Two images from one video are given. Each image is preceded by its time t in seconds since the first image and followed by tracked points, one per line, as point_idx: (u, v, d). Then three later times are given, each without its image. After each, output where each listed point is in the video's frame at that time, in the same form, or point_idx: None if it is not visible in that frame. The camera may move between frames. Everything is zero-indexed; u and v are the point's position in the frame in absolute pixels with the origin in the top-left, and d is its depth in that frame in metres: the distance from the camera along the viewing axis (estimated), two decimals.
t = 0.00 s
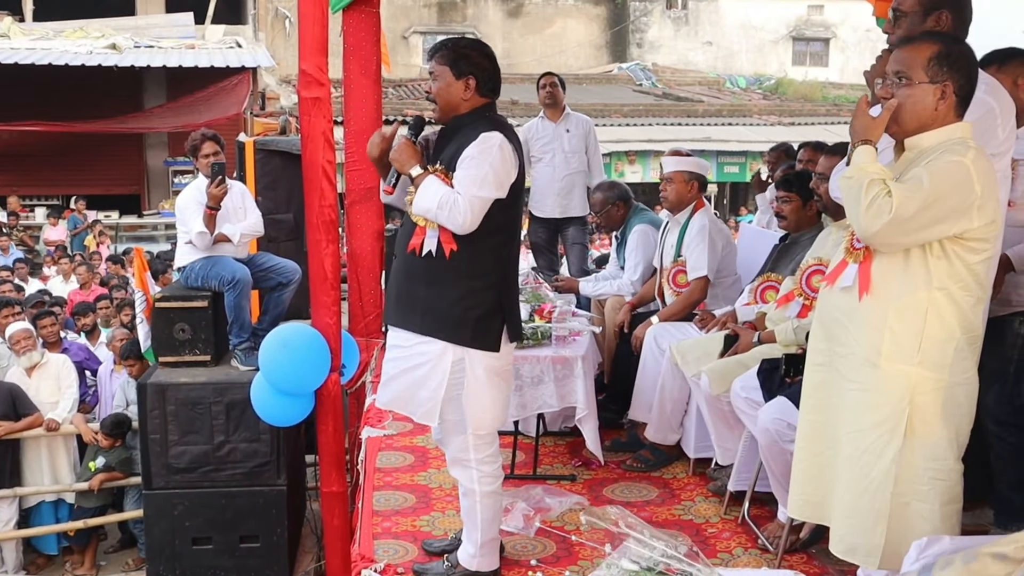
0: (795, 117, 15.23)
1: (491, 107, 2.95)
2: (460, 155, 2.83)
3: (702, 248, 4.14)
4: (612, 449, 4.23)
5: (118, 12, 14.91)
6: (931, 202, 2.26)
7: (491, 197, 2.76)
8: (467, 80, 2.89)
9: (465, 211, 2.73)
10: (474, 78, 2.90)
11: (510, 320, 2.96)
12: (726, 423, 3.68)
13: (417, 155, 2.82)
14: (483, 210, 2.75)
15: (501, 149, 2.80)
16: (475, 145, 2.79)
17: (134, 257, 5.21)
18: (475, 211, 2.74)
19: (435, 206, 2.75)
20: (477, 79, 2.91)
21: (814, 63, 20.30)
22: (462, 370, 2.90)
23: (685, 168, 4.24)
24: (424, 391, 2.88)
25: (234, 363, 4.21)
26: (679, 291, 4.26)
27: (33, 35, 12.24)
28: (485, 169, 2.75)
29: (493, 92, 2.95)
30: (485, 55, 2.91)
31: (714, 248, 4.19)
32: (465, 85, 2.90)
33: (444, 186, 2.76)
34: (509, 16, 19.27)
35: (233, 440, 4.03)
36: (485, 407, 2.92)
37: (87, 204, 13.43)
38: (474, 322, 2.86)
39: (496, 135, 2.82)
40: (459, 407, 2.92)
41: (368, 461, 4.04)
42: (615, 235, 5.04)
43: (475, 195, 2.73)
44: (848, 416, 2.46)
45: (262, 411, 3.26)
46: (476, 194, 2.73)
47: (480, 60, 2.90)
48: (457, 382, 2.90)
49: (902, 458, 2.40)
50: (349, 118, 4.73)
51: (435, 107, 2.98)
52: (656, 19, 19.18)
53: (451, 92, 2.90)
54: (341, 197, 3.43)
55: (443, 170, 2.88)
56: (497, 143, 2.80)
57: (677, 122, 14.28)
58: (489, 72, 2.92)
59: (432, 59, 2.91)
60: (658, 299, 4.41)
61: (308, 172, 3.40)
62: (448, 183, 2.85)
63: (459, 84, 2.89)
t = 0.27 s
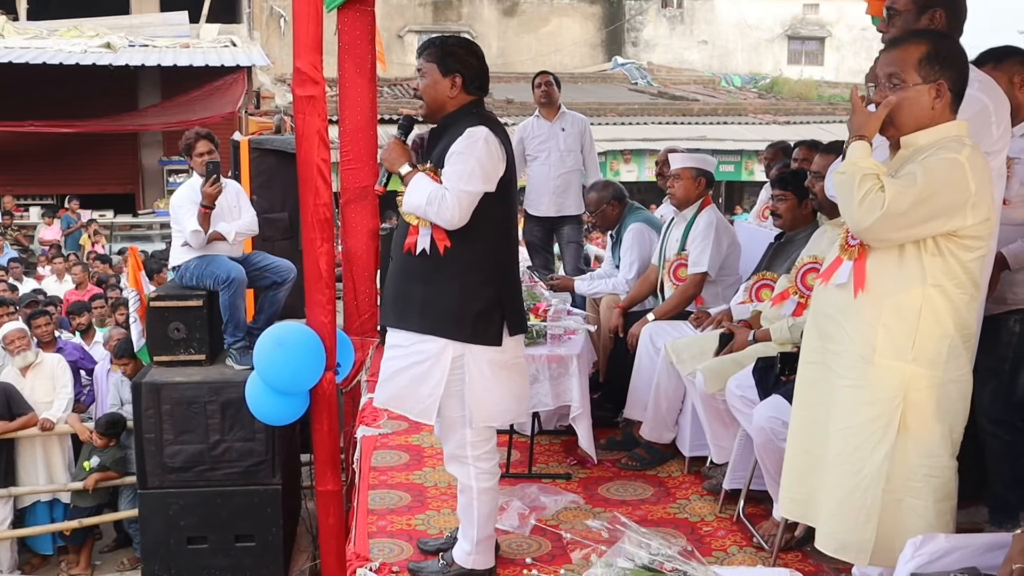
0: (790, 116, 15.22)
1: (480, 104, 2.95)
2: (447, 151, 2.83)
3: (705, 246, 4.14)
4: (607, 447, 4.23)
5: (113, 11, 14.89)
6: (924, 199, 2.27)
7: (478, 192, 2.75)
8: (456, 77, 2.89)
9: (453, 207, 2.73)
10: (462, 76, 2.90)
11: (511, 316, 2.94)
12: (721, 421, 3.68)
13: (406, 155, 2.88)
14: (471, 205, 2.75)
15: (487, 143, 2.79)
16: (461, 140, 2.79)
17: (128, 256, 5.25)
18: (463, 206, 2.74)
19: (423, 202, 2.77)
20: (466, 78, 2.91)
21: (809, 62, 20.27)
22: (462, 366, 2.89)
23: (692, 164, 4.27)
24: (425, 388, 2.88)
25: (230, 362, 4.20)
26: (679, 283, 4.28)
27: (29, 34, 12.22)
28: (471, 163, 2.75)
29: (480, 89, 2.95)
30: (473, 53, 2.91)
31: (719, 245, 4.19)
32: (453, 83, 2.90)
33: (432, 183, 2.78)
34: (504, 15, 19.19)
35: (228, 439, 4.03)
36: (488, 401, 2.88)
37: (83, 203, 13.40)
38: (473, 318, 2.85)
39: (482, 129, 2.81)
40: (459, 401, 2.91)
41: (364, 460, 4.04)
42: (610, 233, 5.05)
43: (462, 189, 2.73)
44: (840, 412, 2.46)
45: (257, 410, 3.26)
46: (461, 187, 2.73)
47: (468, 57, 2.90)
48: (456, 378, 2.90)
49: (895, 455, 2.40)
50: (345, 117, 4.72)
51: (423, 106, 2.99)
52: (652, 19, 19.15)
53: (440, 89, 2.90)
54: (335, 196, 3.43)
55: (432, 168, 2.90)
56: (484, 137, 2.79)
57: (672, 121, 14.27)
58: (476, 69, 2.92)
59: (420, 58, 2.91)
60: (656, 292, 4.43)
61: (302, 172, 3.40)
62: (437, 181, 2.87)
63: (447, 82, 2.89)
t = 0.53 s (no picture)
0: (777, 114, 15.25)
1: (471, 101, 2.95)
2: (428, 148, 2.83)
3: (695, 242, 4.15)
4: (594, 445, 4.23)
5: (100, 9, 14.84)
6: (909, 198, 2.27)
7: (456, 189, 2.75)
8: (448, 73, 2.89)
9: (429, 203, 2.73)
10: (453, 72, 2.90)
11: (492, 313, 2.93)
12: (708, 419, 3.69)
13: (391, 147, 2.88)
14: (448, 202, 2.75)
15: (467, 140, 2.78)
16: (443, 137, 2.78)
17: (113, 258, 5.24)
18: (440, 203, 2.74)
19: (400, 196, 2.78)
20: (458, 74, 2.91)
21: (795, 60, 20.30)
22: (440, 361, 2.89)
23: (685, 162, 4.27)
24: (406, 383, 2.88)
25: (216, 361, 4.19)
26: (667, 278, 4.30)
27: (16, 32, 12.17)
28: (450, 160, 2.74)
29: (472, 87, 2.95)
30: (467, 50, 2.91)
31: (711, 242, 4.19)
32: (445, 79, 2.89)
33: (412, 178, 2.79)
34: (490, 13, 19.29)
35: (215, 438, 4.02)
36: (465, 400, 2.89)
37: (70, 202, 13.34)
38: (450, 315, 2.85)
39: (463, 127, 2.80)
40: (440, 398, 2.93)
41: (350, 458, 4.03)
42: (597, 231, 5.06)
43: (439, 186, 2.73)
44: (826, 411, 2.45)
45: (243, 409, 3.25)
46: (437, 184, 2.73)
47: (463, 54, 2.90)
48: (435, 373, 2.91)
49: (880, 453, 2.41)
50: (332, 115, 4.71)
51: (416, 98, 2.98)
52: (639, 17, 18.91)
53: (431, 85, 2.89)
54: (322, 194, 3.42)
55: (415, 164, 2.92)
56: (464, 135, 2.78)
57: (659, 119, 14.24)
58: (469, 67, 2.92)
59: (416, 50, 2.91)
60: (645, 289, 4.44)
61: (288, 171, 3.39)
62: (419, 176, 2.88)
63: (439, 77, 2.89)
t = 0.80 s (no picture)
0: (768, 112, 15.28)
1: (465, 97, 2.95)
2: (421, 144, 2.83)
3: (689, 238, 4.15)
4: (587, 442, 4.24)
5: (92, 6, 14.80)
6: (902, 195, 2.27)
7: (447, 184, 2.75)
8: (444, 69, 2.89)
9: (420, 197, 2.73)
10: (450, 69, 2.90)
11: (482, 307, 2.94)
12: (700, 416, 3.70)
13: (384, 139, 2.84)
14: (439, 196, 2.75)
15: (460, 137, 2.78)
16: (435, 133, 2.78)
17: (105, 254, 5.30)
18: (430, 197, 2.74)
19: (392, 188, 2.78)
20: (454, 70, 2.90)
21: (787, 58, 20.34)
22: (426, 353, 2.88)
23: (680, 159, 4.28)
24: (391, 373, 2.89)
25: (209, 358, 4.18)
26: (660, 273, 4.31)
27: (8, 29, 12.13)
28: (442, 156, 2.74)
29: (468, 83, 2.95)
30: (465, 46, 2.91)
31: (705, 240, 4.20)
32: (441, 74, 2.89)
33: (403, 172, 2.79)
34: (483, 11, 19.25)
35: (207, 435, 4.01)
36: (449, 394, 2.89)
37: (62, 199, 13.30)
38: (438, 309, 2.84)
39: (457, 122, 2.80)
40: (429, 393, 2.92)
41: (342, 455, 4.03)
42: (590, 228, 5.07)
43: (430, 180, 2.73)
44: (818, 408, 2.46)
45: (234, 406, 3.25)
46: (429, 177, 2.73)
47: (459, 50, 2.90)
48: (421, 365, 2.90)
49: (873, 449, 2.41)
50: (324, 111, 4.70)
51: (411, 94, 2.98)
52: (631, 14, 19.03)
53: (427, 80, 2.89)
54: (314, 191, 3.42)
55: (407, 159, 2.92)
56: (457, 131, 2.78)
57: (652, 116, 14.27)
58: (465, 64, 2.92)
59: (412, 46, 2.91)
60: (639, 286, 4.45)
61: (280, 168, 3.38)
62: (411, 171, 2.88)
63: (435, 73, 2.89)
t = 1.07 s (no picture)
0: (761, 111, 15.36)
1: (459, 98, 3.01)
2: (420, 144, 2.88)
3: (683, 236, 4.22)
4: (585, 437, 4.30)
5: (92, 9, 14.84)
6: (893, 193, 2.33)
7: (448, 182, 2.81)
8: (438, 71, 2.94)
9: (422, 196, 2.78)
10: (444, 70, 2.95)
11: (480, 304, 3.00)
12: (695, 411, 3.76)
13: (381, 141, 2.88)
14: (440, 195, 2.80)
15: (460, 136, 2.85)
16: (435, 133, 2.84)
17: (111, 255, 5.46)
18: (432, 196, 2.79)
19: (393, 187, 2.83)
20: (447, 71, 2.96)
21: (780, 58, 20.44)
22: (425, 348, 2.94)
23: (675, 158, 4.34)
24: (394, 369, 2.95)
25: (212, 356, 4.24)
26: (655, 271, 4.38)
27: (10, 31, 12.18)
28: (442, 155, 2.80)
29: (462, 83, 3.01)
30: (455, 47, 2.97)
31: (699, 237, 4.26)
32: (435, 76, 2.95)
33: (404, 172, 2.84)
34: (481, 12, 19.26)
35: (210, 432, 4.07)
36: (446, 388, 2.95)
37: (64, 200, 13.34)
38: (437, 306, 2.90)
39: (455, 123, 2.87)
40: (427, 389, 2.97)
41: (344, 450, 4.09)
42: (586, 227, 5.13)
43: (432, 179, 2.78)
44: (811, 402, 2.51)
45: (237, 403, 3.30)
46: (431, 177, 2.78)
47: (451, 51, 2.96)
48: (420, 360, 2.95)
49: (864, 442, 2.47)
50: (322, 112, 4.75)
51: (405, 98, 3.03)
52: (625, 15, 19.22)
53: (421, 83, 2.95)
54: (314, 191, 3.47)
55: (406, 159, 2.97)
56: (456, 131, 2.85)
57: (647, 116, 14.34)
58: (458, 64, 2.98)
59: (403, 52, 2.96)
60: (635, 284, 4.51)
61: (281, 168, 3.44)
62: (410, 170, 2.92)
63: (429, 75, 2.94)
